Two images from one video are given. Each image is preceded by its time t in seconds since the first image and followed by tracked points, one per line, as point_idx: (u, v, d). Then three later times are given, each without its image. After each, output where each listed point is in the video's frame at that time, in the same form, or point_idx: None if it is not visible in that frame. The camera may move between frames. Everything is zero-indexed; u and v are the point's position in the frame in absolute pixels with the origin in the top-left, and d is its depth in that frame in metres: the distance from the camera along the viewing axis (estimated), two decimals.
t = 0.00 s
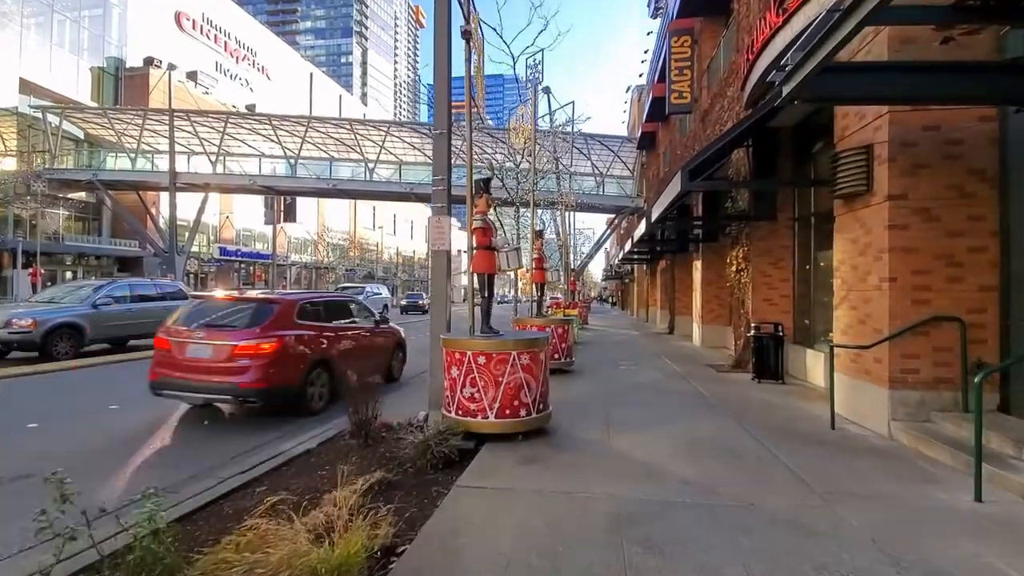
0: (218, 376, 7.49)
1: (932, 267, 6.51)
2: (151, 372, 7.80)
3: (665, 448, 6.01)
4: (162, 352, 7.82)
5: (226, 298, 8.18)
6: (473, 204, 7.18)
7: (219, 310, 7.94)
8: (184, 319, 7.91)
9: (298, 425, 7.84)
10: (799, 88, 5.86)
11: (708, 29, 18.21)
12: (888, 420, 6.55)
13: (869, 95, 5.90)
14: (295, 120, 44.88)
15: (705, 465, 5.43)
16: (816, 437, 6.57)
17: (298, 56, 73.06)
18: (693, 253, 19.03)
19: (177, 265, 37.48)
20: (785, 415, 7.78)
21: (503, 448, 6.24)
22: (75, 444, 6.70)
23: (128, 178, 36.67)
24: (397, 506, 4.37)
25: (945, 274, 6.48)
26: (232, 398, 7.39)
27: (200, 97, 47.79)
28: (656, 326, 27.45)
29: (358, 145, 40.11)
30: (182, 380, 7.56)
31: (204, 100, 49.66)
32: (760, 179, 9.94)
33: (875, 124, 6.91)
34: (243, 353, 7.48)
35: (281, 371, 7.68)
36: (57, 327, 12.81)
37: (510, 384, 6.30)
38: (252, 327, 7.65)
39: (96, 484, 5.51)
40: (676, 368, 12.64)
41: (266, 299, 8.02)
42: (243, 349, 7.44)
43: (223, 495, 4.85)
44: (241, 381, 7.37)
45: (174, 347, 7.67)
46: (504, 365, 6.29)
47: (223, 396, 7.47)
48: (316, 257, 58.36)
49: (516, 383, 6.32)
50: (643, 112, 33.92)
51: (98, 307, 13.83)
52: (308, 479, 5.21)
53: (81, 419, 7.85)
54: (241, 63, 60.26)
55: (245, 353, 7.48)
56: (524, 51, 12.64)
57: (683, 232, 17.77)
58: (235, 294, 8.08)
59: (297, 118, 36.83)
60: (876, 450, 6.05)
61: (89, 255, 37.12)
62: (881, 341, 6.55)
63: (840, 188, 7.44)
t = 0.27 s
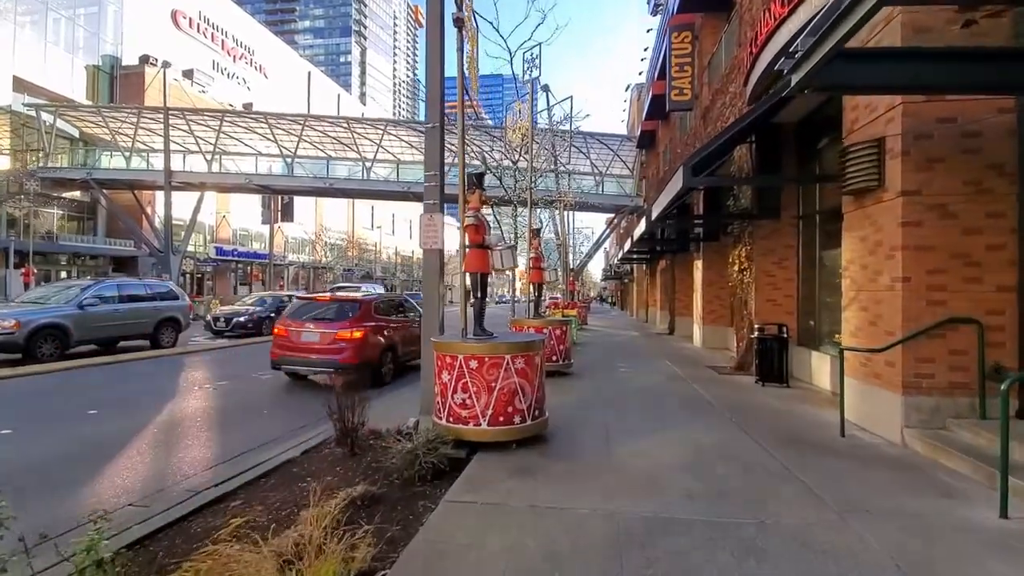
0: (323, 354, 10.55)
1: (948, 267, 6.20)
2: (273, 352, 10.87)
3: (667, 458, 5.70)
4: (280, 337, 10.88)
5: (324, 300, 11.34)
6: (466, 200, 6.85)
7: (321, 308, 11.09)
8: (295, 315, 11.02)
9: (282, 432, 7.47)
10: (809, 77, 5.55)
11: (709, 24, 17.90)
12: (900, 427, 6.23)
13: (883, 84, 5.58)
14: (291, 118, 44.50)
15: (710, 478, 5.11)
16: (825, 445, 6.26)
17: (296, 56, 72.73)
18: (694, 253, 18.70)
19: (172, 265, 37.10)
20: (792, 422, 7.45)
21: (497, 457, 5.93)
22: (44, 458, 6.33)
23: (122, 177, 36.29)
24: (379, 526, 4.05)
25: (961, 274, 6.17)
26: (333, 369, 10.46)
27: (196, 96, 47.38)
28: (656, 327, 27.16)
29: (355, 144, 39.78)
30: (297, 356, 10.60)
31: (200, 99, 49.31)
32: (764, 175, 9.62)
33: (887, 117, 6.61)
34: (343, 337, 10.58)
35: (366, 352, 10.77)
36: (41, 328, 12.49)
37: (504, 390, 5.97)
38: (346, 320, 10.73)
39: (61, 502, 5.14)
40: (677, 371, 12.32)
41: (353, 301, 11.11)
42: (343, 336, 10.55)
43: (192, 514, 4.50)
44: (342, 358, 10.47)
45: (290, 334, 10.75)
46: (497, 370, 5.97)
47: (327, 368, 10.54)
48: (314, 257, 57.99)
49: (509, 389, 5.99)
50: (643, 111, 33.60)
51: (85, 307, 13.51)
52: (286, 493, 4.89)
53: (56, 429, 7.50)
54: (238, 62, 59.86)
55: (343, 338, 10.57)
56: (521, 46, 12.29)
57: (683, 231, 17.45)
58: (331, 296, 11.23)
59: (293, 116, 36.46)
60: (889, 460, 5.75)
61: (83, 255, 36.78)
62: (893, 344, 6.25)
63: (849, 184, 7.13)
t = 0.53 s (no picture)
0: (381, 341, 13.17)
1: (965, 265, 5.90)
2: (341, 339, 13.53)
3: (670, 468, 5.40)
4: (347, 327, 13.55)
5: (379, 298, 13.86)
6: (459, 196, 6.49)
7: (377, 305, 13.67)
8: (357, 310, 13.65)
9: (267, 437, 7.13)
10: (822, 64, 5.22)
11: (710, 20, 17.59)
12: (915, 433, 5.93)
13: (901, 70, 5.29)
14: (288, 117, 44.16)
15: (718, 490, 4.79)
16: (836, 453, 5.97)
17: (294, 55, 72.39)
18: (695, 252, 18.39)
19: (168, 265, 36.75)
20: (800, 428, 7.14)
21: (491, 466, 5.63)
22: (13, 467, 6.00)
23: (117, 176, 35.95)
24: (361, 547, 3.74)
25: (980, 273, 5.87)
26: (389, 353, 13.05)
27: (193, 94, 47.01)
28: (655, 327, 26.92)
29: (353, 143, 39.45)
30: (360, 343, 13.22)
31: (197, 98, 48.99)
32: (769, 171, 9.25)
33: (901, 108, 6.31)
34: (398, 328, 13.16)
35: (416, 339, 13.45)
36: (26, 329, 12.18)
37: (498, 395, 5.64)
38: (399, 314, 13.30)
39: (25, 517, 4.79)
40: (678, 372, 12.04)
41: (403, 299, 13.69)
42: (398, 327, 13.12)
43: (156, 534, 4.14)
44: (397, 344, 13.05)
45: (354, 325, 13.37)
46: (491, 375, 5.63)
47: (383, 352, 13.14)
48: (312, 257, 57.64)
49: (505, 394, 5.66)
50: (643, 109, 33.29)
51: (72, 308, 13.21)
52: (264, 508, 4.55)
53: (31, 437, 7.18)
54: (235, 60, 59.50)
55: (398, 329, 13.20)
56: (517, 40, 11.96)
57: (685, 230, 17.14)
58: (385, 295, 13.83)
59: (290, 115, 36.12)
60: (905, 469, 5.45)
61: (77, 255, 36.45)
62: (908, 347, 5.95)
63: (860, 179, 6.83)
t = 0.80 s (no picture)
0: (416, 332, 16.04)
1: (988, 262, 5.58)
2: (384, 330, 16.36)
3: (676, 476, 5.08)
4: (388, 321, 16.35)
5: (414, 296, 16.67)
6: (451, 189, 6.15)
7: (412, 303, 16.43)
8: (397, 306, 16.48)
9: (250, 444, 6.80)
10: (838, 47, 4.90)
11: (712, 14, 17.29)
12: (934, 438, 5.62)
13: (922, 54, 4.98)
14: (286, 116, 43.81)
15: (730, 501, 4.48)
16: (850, 460, 5.66)
17: (292, 53, 72.03)
18: (697, 251, 18.07)
19: (163, 264, 36.38)
20: (810, 432, 6.82)
21: (485, 475, 5.30)
22: None
23: (112, 174, 35.59)
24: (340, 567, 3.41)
25: (1003, 270, 5.55)
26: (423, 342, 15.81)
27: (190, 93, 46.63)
28: (656, 327, 26.58)
29: (350, 142, 39.11)
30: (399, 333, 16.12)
31: (193, 96, 48.62)
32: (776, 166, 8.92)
33: (918, 96, 6.00)
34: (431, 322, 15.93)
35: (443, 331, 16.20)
36: (10, 329, 11.87)
37: (494, 399, 5.31)
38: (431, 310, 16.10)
39: None
40: (681, 374, 11.71)
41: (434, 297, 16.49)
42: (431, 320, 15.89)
43: (114, 555, 3.80)
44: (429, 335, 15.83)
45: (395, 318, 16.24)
46: (486, 378, 5.30)
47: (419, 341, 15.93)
48: (310, 256, 57.28)
49: (500, 399, 5.33)
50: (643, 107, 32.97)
51: (58, 307, 12.89)
52: (238, 523, 4.21)
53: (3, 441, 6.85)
54: (233, 59, 59.13)
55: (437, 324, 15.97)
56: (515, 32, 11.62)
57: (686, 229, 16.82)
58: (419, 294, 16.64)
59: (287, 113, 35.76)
60: (925, 478, 5.13)
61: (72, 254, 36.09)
62: (926, 348, 5.63)
63: (874, 171, 6.51)
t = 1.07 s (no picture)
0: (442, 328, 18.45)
1: (1011, 262, 5.26)
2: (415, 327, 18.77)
3: (682, 491, 4.77)
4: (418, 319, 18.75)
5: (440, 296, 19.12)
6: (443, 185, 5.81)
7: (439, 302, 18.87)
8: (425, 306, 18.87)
9: (232, 453, 6.44)
10: (854, 33, 4.59)
11: (714, 9, 16.99)
12: (954, 448, 5.30)
13: (942, 40, 4.69)
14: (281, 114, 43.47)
15: (740, 521, 4.18)
16: (865, 474, 5.34)
17: (290, 52, 71.68)
18: (699, 251, 17.72)
19: (159, 264, 35.98)
20: (821, 440, 6.50)
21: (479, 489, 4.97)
22: None
23: (107, 173, 35.24)
24: None
25: None
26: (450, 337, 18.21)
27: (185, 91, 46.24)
28: (656, 328, 26.30)
29: (347, 140, 38.78)
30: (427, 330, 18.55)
31: (189, 95, 48.26)
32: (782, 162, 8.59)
33: (935, 87, 5.69)
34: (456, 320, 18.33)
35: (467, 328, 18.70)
36: None
37: (487, 408, 4.98)
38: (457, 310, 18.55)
39: None
40: (683, 377, 11.38)
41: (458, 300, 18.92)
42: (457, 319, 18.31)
43: None
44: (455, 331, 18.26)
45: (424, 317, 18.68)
46: (479, 385, 4.97)
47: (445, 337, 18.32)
48: (307, 256, 56.93)
49: (494, 407, 5.00)
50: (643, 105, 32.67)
51: (43, 308, 12.58)
52: (207, 545, 3.89)
53: None
54: (230, 57, 58.74)
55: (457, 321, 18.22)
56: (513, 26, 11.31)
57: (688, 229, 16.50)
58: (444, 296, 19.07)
59: (282, 112, 35.39)
60: (948, 495, 4.82)
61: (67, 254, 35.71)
62: (946, 353, 5.32)
63: (888, 167, 6.21)
